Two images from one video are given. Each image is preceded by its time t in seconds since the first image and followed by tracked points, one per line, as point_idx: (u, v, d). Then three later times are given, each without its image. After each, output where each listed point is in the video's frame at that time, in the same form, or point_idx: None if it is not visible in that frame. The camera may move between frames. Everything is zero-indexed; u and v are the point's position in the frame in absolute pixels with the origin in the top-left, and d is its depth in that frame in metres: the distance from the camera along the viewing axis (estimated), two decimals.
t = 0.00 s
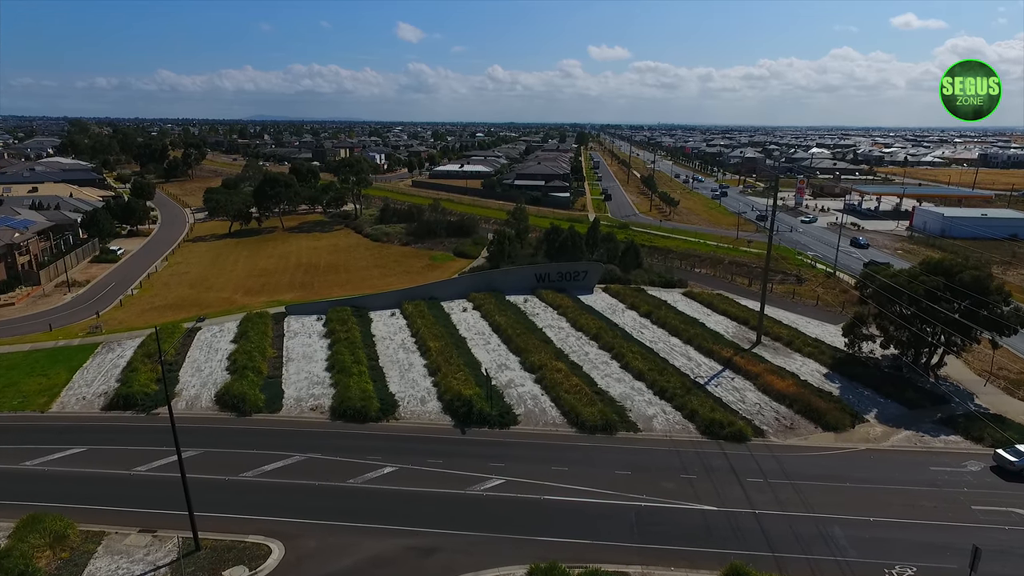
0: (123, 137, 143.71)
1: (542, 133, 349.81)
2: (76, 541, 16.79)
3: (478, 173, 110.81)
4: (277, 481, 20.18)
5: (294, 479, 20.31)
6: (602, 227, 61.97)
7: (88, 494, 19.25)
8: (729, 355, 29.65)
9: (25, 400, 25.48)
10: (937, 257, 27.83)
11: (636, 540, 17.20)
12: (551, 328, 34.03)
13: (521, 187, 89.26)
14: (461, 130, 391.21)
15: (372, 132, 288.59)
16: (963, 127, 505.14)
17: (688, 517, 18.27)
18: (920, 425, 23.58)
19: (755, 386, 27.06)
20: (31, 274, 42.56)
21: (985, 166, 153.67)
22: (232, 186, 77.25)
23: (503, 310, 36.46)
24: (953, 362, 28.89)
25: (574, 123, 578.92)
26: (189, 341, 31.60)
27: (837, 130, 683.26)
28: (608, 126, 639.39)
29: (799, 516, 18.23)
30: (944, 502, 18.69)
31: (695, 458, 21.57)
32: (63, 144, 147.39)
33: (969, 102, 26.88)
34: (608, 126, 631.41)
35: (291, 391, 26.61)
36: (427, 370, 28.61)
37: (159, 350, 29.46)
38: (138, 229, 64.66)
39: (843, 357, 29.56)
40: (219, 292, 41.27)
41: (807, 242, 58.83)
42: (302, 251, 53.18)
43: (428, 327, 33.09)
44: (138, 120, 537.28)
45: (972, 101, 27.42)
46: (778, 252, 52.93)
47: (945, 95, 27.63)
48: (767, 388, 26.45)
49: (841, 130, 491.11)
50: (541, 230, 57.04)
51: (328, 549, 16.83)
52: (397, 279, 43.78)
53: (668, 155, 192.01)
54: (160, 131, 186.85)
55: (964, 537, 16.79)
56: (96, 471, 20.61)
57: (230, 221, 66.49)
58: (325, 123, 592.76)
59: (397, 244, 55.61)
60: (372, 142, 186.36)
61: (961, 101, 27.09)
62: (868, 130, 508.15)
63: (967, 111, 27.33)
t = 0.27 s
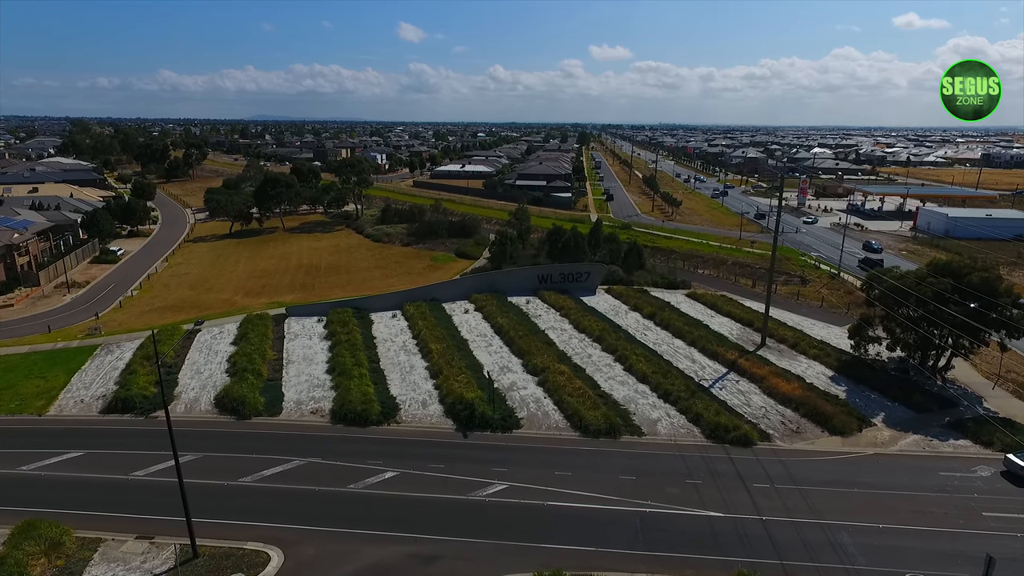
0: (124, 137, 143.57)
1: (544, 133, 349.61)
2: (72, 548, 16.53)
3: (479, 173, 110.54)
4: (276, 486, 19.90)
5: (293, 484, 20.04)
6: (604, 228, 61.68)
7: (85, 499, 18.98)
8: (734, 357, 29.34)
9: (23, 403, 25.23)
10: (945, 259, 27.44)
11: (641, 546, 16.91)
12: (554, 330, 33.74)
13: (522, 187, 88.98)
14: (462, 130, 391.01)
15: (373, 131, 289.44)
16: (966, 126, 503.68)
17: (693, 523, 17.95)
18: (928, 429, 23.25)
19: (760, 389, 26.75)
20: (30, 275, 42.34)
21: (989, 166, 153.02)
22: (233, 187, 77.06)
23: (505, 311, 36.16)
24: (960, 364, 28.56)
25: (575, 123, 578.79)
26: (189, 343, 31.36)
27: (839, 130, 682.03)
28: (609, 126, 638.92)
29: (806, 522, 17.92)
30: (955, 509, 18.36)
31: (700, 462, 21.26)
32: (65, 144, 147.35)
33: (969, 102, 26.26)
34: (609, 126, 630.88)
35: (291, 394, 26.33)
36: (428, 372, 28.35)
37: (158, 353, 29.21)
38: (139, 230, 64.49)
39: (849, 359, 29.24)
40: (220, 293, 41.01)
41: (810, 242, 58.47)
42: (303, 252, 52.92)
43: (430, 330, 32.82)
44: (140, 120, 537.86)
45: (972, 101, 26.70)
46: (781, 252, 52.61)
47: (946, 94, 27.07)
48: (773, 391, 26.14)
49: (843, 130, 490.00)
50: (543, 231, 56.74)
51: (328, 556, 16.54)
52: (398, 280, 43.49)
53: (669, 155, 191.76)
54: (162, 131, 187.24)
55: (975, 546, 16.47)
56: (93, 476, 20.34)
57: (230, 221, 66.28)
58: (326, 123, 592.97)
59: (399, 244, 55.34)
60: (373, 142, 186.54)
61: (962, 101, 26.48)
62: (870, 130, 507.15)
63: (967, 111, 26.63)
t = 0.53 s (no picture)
0: (123, 137, 143.17)
1: (544, 133, 349.08)
2: (64, 557, 16.17)
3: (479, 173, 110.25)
4: (273, 492, 19.54)
5: (291, 490, 19.67)
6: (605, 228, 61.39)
7: (78, 506, 18.62)
8: (738, 360, 29.00)
9: (17, 407, 24.87)
10: (951, 260, 27.20)
11: (645, 554, 16.55)
12: (555, 332, 33.39)
13: (522, 187, 88.69)
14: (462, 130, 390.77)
15: (372, 131, 289.14)
16: (966, 126, 503.04)
17: (698, 530, 17.61)
18: (935, 433, 22.92)
19: (764, 392, 26.40)
20: (26, 276, 41.99)
21: (990, 166, 152.71)
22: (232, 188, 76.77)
23: (505, 313, 35.82)
24: (967, 367, 28.24)
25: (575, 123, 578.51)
26: (186, 346, 31.01)
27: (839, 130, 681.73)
28: (609, 126, 638.56)
29: (814, 529, 17.57)
30: (965, 516, 18.01)
31: (704, 467, 20.91)
32: (63, 144, 146.95)
33: (969, 102, 26.43)
34: (609, 126, 630.67)
35: (289, 397, 25.98)
36: (428, 375, 28.01)
37: (154, 355, 28.86)
38: (137, 230, 64.14)
39: (854, 362, 28.89)
40: (218, 295, 40.66)
41: (812, 243, 58.16)
42: (302, 253, 52.56)
43: (430, 332, 32.47)
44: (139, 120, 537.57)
45: (972, 100, 26.85)
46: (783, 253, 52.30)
47: (945, 94, 27.21)
48: (777, 394, 25.80)
49: (844, 130, 489.65)
50: (543, 231, 56.39)
51: (326, 565, 16.19)
52: (397, 281, 43.13)
53: (670, 154, 191.56)
54: (161, 131, 186.86)
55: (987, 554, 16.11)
56: (86, 481, 19.99)
57: (229, 222, 65.92)
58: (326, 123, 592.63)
59: (398, 245, 55.01)
60: (373, 142, 186.44)
61: (961, 101, 26.63)
62: (870, 129, 506.36)
63: (966, 110, 26.78)
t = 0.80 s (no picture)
0: (121, 137, 142.69)
1: (543, 133, 348.70)
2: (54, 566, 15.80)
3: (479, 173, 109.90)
4: (269, 499, 19.17)
5: (287, 497, 19.27)
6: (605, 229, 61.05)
7: (69, 513, 18.23)
8: (741, 362, 28.65)
9: (9, 411, 24.47)
10: (959, 261, 26.73)
11: (649, 563, 16.18)
12: (555, 334, 33.01)
13: (522, 187, 88.35)
14: (462, 130, 390.15)
15: (372, 131, 288.64)
16: (966, 126, 502.83)
17: (703, 537, 17.24)
18: (943, 437, 22.55)
19: (768, 395, 26.03)
20: (22, 277, 41.60)
21: (990, 166, 152.40)
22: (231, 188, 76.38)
23: (505, 314, 35.43)
24: (973, 369, 27.87)
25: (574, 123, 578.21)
26: (182, 348, 30.62)
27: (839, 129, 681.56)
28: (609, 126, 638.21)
29: (821, 536, 17.22)
30: (976, 523, 17.64)
31: (708, 473, 20.55)
32: (61, 143, 146.48)
33: (970, 103, 26.36)
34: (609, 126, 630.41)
35: (286, 401, 25.60)
36: (427, 378, 27.61)
37: (150, 358, 28.46)
38: (134, 231, 63.74)
39: (859, 364, 28.53)
40: (215, 296, 40.26)
41: (814, 244, 57.82)
42: (301, 253, 52.16)
43: (429, 334, 32.08)
44: (138, 120, 537.01)
45: (972, 100, 26.87)
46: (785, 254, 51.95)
47: (946, 94, 27.11)
48: (781, 397, 25.44)
49: (843, 130, 489.22)
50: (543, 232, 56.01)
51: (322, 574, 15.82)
52: (396, 282, 42.74)
53: (670, 154, 191.34)
54: (159, 131, 186.51)
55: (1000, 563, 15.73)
56: (78, 488, 19.60)
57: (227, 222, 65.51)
58: (326, 123, 592.08)
59: (397, 245, 54.62)
60: (372, 142, 186.57)
61: (963, 101, 26.55)
62: (870, 129, 506.15)
63: (967, 110, 26.80)
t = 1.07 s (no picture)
0: (120, 137, 142.34)
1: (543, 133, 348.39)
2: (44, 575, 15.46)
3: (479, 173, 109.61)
4: (266, 505, 18.82)
5: (283, 502, 18.92)
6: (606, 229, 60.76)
7: (61, 520, 17.87)
8: (743, 364, 28.33)
9: (2, 414, 24.14)
10: (965, 261, 26.39)
11: (652, 571, 15.85)
12: (556, 335, 32.67)
13: (522, 188, 88.05)
14: (462, 130, 389.71)
15: (371, 131, 288.51)
16: (966, 126, 502.69)
17: (707, 544, 16.90)
18: (949, 440, 22.24)
19: (771, 398, 25.71)
20: (17, 278, 41.26)
21: (991, 166, 152.08)
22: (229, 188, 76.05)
23: (505, 316, 35.10)
24: (978, 371, 27.56)
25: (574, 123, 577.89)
26: (179, 350, 30.28)
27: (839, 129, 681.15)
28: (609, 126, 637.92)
29: (827, 543, 16.89)
30: (985, 529, 17.30)
31: (712, 477, 20.22)
32: (60, 143, 146.13)
33: (970, 102, 26.46)
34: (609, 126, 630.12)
35: (283, 403, 25.27)
36: (426, 381, 27.28)
37: (146, 361, 28.13)
38: (132, 231, 63.38)
39: (863, 366, 28.21)
40: (213, 297, 39.93)
41: (816, 244, 57.55)
42: (299, 254, 51.82)
43: (428, 335, 31.75)
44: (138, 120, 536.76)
45: (971, 100, 26.94)
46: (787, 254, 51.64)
47: (945, 95, 27.21)
48: (785, 400, 25.13)
49: (843, 130, 488.80)
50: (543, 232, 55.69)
51: None
52: (395, 283, 42.42)
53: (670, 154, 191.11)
54: (158, 131, 186.14)
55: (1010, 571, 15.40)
56: (71, 493, 19.25)
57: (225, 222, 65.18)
58: (326, 123, 591.74)
59: (397, 246, 54.29)
60: (372, 142, 186.23)
61: (960, 101, 26.83)
62: (870, 129, 505.85)
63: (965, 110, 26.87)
